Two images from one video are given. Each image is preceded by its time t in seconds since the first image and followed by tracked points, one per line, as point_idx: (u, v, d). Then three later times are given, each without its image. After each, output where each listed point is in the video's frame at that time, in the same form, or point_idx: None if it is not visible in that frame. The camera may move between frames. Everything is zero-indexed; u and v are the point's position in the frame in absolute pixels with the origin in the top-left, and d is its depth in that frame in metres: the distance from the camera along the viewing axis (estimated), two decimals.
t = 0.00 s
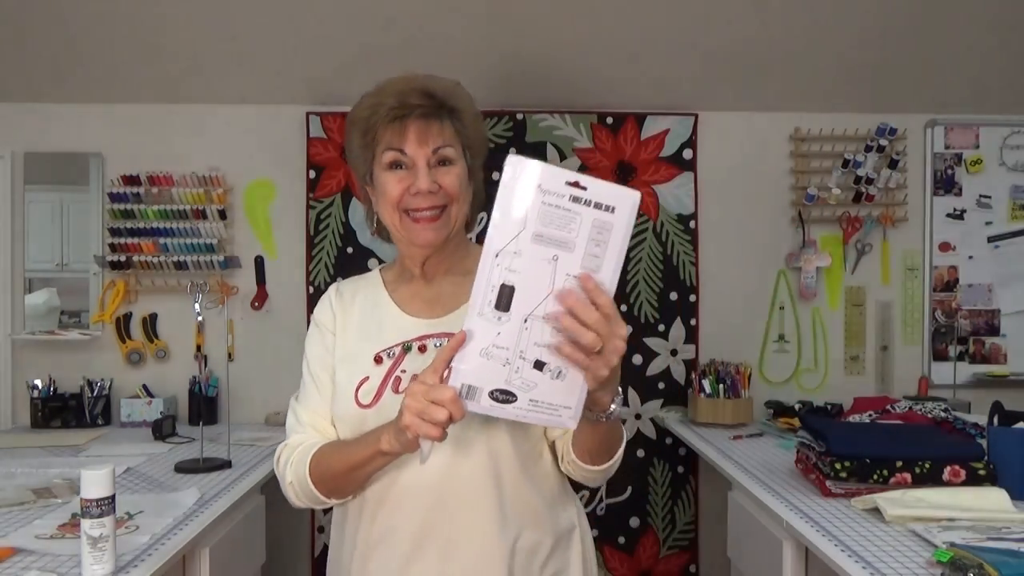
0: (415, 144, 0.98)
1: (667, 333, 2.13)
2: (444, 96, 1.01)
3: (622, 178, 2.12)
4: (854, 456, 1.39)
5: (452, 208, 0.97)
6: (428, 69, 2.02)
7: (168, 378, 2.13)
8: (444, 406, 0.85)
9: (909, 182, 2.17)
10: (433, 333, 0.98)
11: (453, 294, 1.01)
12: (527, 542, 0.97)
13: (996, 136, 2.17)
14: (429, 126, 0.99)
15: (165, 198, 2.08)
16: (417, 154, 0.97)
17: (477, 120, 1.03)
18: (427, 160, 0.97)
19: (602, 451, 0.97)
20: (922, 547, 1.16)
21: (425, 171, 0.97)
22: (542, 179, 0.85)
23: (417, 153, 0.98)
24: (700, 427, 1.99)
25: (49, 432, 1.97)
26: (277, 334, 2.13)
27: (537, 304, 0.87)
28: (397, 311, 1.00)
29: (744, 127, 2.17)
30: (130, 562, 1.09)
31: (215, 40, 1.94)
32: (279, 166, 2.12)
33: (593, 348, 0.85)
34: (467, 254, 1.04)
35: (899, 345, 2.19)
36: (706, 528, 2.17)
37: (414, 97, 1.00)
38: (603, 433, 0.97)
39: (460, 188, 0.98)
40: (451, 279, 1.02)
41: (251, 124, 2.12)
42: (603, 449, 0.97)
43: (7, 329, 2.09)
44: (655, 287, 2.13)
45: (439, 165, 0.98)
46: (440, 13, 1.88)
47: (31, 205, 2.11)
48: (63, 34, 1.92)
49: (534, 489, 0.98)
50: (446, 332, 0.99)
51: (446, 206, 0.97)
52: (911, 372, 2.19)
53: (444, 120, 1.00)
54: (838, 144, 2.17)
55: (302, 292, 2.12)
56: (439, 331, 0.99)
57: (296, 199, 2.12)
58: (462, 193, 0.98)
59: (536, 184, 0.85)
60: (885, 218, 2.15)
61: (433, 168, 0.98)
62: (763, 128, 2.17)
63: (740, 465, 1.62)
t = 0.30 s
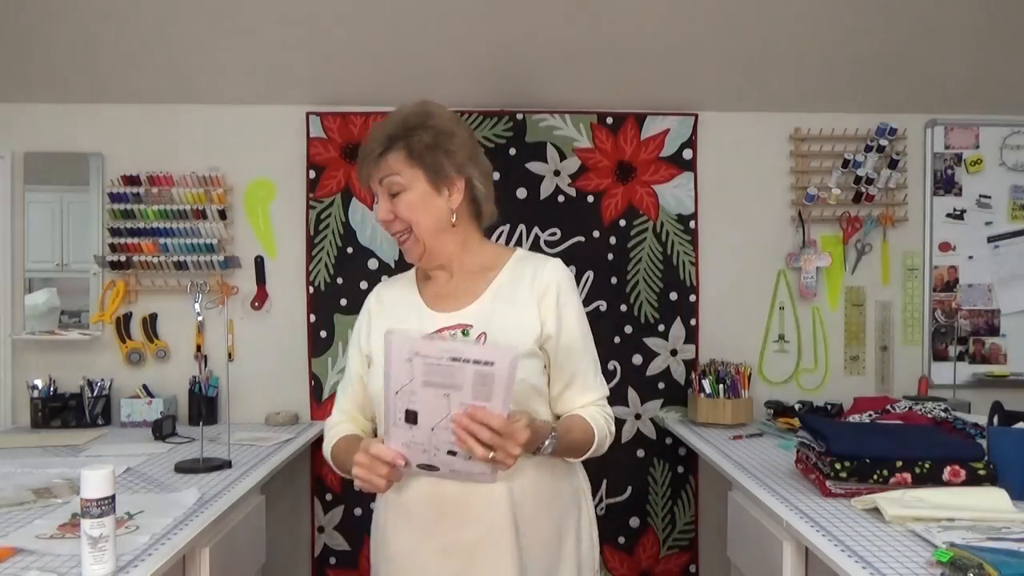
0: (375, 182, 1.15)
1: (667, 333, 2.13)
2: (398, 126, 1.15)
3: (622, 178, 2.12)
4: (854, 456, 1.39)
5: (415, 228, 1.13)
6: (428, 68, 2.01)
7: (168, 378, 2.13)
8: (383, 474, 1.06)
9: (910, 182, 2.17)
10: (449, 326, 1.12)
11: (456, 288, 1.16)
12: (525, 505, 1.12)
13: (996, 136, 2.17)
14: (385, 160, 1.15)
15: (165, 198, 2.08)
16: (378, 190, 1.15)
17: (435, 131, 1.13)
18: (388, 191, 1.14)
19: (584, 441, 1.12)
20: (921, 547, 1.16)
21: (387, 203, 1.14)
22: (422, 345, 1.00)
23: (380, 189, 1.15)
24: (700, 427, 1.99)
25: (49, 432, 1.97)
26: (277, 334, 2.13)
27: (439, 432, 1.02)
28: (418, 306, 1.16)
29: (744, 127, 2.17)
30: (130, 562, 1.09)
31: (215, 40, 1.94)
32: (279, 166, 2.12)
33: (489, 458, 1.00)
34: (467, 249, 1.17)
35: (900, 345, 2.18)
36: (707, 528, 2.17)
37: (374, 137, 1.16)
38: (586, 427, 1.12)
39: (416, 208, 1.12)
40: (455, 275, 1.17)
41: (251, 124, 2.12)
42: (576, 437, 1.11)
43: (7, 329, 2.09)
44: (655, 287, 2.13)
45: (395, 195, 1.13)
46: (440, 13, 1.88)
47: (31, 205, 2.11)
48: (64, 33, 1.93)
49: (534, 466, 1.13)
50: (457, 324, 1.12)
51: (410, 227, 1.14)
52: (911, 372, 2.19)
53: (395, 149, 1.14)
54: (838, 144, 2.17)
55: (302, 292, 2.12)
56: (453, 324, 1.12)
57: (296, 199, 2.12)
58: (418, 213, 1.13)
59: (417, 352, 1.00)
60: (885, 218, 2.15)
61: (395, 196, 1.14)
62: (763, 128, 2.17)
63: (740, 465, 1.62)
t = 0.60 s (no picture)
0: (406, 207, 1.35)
1: (667, 333, 2.13)
2: (418, 158, 1.32)
3: (622, 178, 2.12)
4: (855, 455, 1.38)
5: (436, 247, 1.32)
6: (428, 68, 2.01)
7: (168, 378, 2.13)
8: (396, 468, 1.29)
9: (910, 182, 2.17)
10: (462, 334, 1.30)
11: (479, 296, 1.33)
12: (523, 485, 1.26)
13: (996, 135, 2.17)
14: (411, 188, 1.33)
15: (165, 198, 2.08)
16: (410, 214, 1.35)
17: (447, 162, 1.29)
18: (414, 217, 1.33)
19: (568, 448, 1.19)
20: (921, 547, 1.16)
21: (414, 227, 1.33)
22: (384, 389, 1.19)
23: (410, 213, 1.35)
24: (700, 427, 1.99)
25: (49, 432, 1.97)
26: (277, 334, 2.13)
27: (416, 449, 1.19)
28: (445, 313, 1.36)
29: (744, 127, 2.17)
30: (130, 562, 1.09)
31: (215, 40, 1.94)
32: (279, 166, 2.12)
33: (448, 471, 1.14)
34: (488, 260, 1.33)
35: (900, 345, 2.18)
36: (707, 528, 2.17)
37: (404, 167, 1.35)
38: (568, 435, 1.19)
39: (435, 231, 1.30)
40: (479, 284, 1.34)
41: (251, 124, 2.12)
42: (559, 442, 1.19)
43: (7, 329, 2.09)
44: (655, 288, 2.13)
45: (419, 220, 1.32)
46: (440, 13, 1.88)
47: (31, 205, 2.11)
48: (65, 33, 1.93)
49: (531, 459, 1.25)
50: (470, 332, 1.29)
51: (432, 247, 1.32)
52: (911, 372, 2.19)
53: (416, 178, 1.31)
54: (838, 144, 2.17)
55: (303, 292, 2.12)
56: (466, 332, 1.29)
57: (295, 199, 2.12)
58: (437, 235, 1.31)
59: (378, 393, 1.19)
60: (885, 218, 2.15)
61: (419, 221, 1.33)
62: (763, 128, 2.17)
63: (740, 465, 1.62)
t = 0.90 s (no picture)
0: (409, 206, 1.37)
1: (667, 333, 2.14)
2: (421, 159, 1.34)
3: (622, 178, 2.12)
4: (855, 455, 1.39)
5: (437, 245, 1.34)
6: (428, 68, 2.01)
7: (169, 378, 2.13)
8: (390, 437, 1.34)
9: (910, 182, 2.17)
10: (459, 322, 1.33)
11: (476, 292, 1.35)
12: (510, 460, 1.31)
13: (996, 135, 2.17)
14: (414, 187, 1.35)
15: (165, 198, 2.08)
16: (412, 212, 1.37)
17: (449, 165, 1.31)
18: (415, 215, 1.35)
19: (560, 420, 1.24)
20: (922, 547, 1.16)
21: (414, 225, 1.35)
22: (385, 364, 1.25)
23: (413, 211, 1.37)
24: (700, 427, 1.99)
25: (48, 432, 1.97)
26: (277, 334, 2.13)
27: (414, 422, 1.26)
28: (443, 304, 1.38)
29: (744, 127, 2.17)
30: (130, 562, 1.09)
31: (215, 40, 1.94)
32: (279, 166, 2.12)
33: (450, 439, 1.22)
34: (486, 258, 1.35)
35: (900, 345, 2.18)
36: (707, 528, 2.17)
37: (408, 168, 1.37)
38: (560, 409, 1.24)
39: (435, 229, 1.32)
40: (477, 281, 1.36)
41: (251, 124, 2.12)
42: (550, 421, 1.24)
43: (7, 329, 2.09)
44: (655, 287, 2.13)
45: (420, 219, 1.34)
46: (440, 13, 1.88)
47: (31, 205, 2.11)
48: (65, 33, 1.93)
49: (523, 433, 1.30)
50: (466, 320, 1.32)
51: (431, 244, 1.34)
52: (911, 372, 2.19)
53: (419, 179, 1.33)
54: (838, 144, 2.17)
55: (303, 292, 2.12)
56: (462, 321, 1.32)
57: (295, 199, 2.12)
58: (437, 233, 1.33)
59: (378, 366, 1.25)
60: (885, 218, 2.15)
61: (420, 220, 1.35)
62: (763, 128, 2.17)
63: (740, 464, 1.62)
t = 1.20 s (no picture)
0: (385, 208, 1.46)
1: (667, 334, 2.13)
2: (406, 169, 1.45)
3: (622, 178, 2.12)
4: (854, 455, 1.38)
5: (407, 247, 1.43)
6: (428, 68, 2.01)
7: (169, 378, 2.13)
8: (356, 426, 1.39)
9: (909, 181, 2.18)
10: (415, 321, 1.42)
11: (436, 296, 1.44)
12: (463, 447, 1.39)
13: (996, 135, 2.17)
14: (394, 192, 1.45)
15: (165, 198, 2.09)
16: (386, 214, 1.46)
17: (431, 176, 1.43)
18: (392, 217, 1.44)
19: (509, 416, 1.34)
20: (922, 547, 1.16)
21: (389, 226, 1.44)
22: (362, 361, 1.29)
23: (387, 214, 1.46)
24: (700, 427, 1.99)
25: (48, 432, 1.97)
26: (277, 334, 2.12)
27: (382, 419, 1.31)
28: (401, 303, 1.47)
29: (744, 127, 2.17)
30: (130, 562, 1.09)
31: (215, 40, 1.94)
32: (279, 166, 2.12)
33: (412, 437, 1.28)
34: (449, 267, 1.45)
35: (899, 345, 2.18)
36: (707, 528, 2.17)
37: (389, 174, 1.47)
38: (508, 406, 1.34)
39: (410, 233, 1.42)
40: (436, 286, 1.45)
41: (252, 124, 2.12)
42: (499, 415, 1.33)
43: (7, 329, 2.09)
44: (655, 288, 2.13)
45: (395, 221, 1.43)
46: (439, 13, 1.88)
47: (31, 205, 2.11)
48: (65, 32, 1.93)
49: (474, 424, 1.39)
50: (421, 319, 1.42)
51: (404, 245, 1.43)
52: (911, 372, 2.19)
53: (401, 185, 1.44)
54: (838, 144, 2.17)
55: (303, 292, 2.12)
56: (417, 320, 1.42)
57: (295, 199, 2.12)
58: (411, 236, 1.42)
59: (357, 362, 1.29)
60: (885, 218, 2.15)
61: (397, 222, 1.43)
62: (763, 128, 2.17)
63: (739, 464, 1.62)
